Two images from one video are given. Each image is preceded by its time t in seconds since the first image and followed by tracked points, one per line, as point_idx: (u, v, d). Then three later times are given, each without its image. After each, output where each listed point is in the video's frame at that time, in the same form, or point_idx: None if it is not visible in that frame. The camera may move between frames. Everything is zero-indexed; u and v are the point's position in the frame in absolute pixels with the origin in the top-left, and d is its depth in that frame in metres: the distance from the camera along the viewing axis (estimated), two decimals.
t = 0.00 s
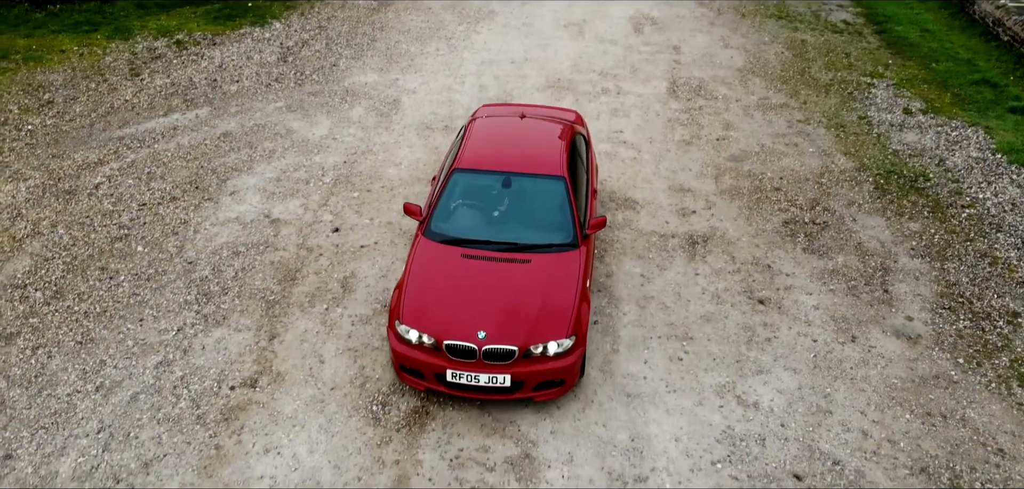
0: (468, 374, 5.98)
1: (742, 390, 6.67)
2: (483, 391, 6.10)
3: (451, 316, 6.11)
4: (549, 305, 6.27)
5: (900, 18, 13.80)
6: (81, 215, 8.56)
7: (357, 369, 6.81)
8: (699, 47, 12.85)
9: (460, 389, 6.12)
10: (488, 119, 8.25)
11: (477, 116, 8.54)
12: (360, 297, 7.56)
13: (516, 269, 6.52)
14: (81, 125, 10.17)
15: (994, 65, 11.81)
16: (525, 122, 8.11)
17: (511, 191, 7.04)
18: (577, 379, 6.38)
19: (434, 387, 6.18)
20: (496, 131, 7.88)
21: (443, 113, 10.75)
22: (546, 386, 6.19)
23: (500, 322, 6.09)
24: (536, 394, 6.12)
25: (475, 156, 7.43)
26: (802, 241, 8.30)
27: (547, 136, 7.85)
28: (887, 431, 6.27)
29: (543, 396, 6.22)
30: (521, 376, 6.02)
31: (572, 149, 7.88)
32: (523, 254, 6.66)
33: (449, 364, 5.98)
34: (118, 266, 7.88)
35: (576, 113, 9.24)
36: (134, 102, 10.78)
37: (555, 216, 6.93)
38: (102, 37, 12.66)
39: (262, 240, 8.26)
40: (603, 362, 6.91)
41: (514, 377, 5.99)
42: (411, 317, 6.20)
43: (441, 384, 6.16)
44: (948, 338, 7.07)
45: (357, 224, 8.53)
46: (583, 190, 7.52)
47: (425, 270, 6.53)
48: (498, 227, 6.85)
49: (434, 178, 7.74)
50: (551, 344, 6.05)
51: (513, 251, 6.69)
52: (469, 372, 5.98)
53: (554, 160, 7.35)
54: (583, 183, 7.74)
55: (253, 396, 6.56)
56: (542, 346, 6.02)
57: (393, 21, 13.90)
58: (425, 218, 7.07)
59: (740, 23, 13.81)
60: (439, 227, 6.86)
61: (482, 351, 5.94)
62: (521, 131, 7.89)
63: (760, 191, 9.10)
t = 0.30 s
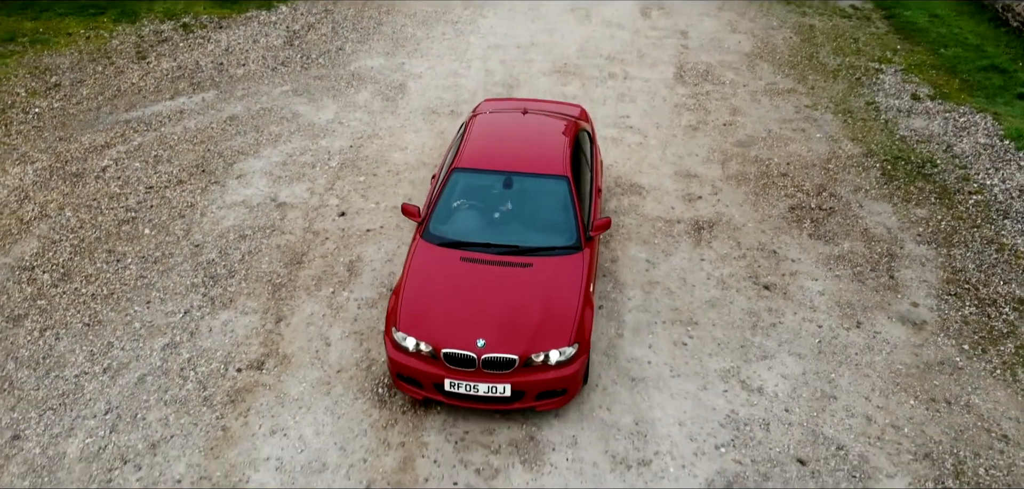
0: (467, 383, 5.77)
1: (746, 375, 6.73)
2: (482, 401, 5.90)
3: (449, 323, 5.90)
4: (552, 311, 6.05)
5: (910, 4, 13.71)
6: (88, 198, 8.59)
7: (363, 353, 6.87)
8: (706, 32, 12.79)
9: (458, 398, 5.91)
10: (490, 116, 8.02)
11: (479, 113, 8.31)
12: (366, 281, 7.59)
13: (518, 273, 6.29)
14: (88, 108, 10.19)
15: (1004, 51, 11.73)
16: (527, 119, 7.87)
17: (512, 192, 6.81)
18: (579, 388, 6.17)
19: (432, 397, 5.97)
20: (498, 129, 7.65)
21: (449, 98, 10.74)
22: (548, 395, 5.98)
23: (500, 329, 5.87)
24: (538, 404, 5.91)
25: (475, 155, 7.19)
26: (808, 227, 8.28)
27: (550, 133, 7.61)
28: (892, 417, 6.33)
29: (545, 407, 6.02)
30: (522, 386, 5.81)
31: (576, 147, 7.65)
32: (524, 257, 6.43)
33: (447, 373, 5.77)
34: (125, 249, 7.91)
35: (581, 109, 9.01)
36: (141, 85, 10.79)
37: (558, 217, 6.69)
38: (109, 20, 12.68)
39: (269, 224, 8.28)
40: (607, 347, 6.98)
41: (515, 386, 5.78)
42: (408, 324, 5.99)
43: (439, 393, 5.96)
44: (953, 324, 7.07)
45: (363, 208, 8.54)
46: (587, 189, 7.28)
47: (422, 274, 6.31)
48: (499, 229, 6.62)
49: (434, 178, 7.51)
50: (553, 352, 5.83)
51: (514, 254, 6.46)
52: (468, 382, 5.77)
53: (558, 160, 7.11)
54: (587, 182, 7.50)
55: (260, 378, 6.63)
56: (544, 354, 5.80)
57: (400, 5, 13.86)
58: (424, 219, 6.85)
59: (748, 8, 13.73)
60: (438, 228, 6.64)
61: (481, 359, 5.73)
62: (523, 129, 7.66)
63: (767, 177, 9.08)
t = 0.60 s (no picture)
0: (466, 398, 5.67)
1: (751, 361, 6.79)
2: (482, 415, 5.80)
3: (448, 335, 5.78)
4: (554, 322, 5.93)
5: None
6: (96, 181, 8.61)
7: (370, 337, 6.94)
8: (714, 17, 12.73)
9: (457, 412, 5.82)
10: (492, 113, 7.83)
11: (480, 110, 8.12)
12: (373, 265, 7.62)
13: (519, 282, 6.16)
14: (95, 92, 10.20)
15: (1013, 38, 11.66)
16: (530, 116, 7.68)
17: (514, 195, 6.65)
18: (582, 401, 6.07)
19: (430, 411, 5.87)
20: (500, 128, 7.46)
21: (456, 83, 10.72)
22: (550, 409, 5.88)
23: (500, 342, 5.75)
24: (540, 419, 5.81)
25: (476, 156, 7.02)
26: (815, 214, 8.27)
27: (554, 132, 7.43)
28: (896, 404, 6.39)
29: (546, 420, 5.92)
30: (522, 400, 5.71)
31: (581, 146, 7.47)
32: (526, 264, 6.29)
33: (446, 387, 5.67)
34: (132, 233, 7.94)
35: (586, 104, 8.84)
36: (148, 69, 10.80)
37: (561, 222, 6.53)
38: (116, 5, 12.69)
39: (276, 208, 8.30)
40: (613, 332, 7.04)
41: (515, 401, 5.68)
42: (406, 335, 5.88)
43: (437, 406, 5.86)
44: (959, 311, 7.08)
45: (370, 193, 8.54)
46: (591, 192, 7.11)
47: (421, 282, 6.19)
48: (499, 235, 6.47)
49: (434, 178, 7.36)
50: (555, 365, 5.72)
51: (515, 261, 6.32)
52: (468, 396, 5.67)
53: (561, 161, 6.93)
54: (592, 183, 7.33)
55: (267, 362, 6.71)
56: (546, 368, 5.69)
57: None
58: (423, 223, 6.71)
59: None
60: (438, 233, 6.50)
61: (480, 373, 5.62)
62: (526, 127, 7.47)
63: (774, 163, 9.06)
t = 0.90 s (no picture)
0: (466, 408, 5.49)
1: (757, 346, 6.81)
2: (483, 425, 5.62)
3: (447, 343, 5.61)
4: (557, 329, 5.73)
5: None
6: (104, 164, 8.64)
7: (376, 320, 7.00)
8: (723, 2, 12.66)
9: (457, 422, 5.65)
10: (496, 108, 7.65)
11: (484, 106, 7.94)
12: (380, 249, 7.64)
13: (521, 287, 5.97)
14: (103, 74, 10.22)
15: None
16: (535, 113, 7.48)
17: (517, 196, 6.46)
18: (586, 410, 5.88)
19: (430, 420, 5.71)
20: (503, 124, 7.27)
21: (463, 67, 10.70)
22: (553, 420, 5.69)
23: (502, 350, 5.57)
24: (542, 429, 5.63)
25: (479, 155, 6.83)
26: (823, 200, 8.25)
27: (559, 129, 7.22)
28: (902, 390, 6.42)
29: (549, 431, 5.74)
30: (524, 410, 5.53)
31: (587, 144, 7.27)
32: (529, 268, 6.10)
33: (445, 397, 5.50)
34: (141, 215, 7.97)
35: (592, 99, 8.67)
36: (156, 52, 10.80)
37: (566, 224, 6.32)
38: None
39: (284, 192, 8.32)
40: (619, 317, 7.07)
41: (517, 411, 5.50)
42: (405, 342, 5.71)
43: (436, 416, 5.69)
44: (966, 298, 7.08)
45: (377, 177, 8.56)
46: (598, 192, 6.90)
47: (420, 287, 6.01)
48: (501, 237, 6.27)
49: (435, 176, 7.18)
50: (558, 374, 5.53)
51: (518, 264, 6.13)
52: (467, 406, 5.49)
53: (566, 160, 6.72)
54: (598, 182, 7.12)
55: (274, 344, 6.79)
56: (549, 378, 5.50)
57: None
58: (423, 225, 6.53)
59: None
60: (439, 235, 6.32)
61: (480, 382, 5.44)
62: (530, 124, 7.27)
63: (782, 148, 9.04)
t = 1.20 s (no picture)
0: (467, 410, 5.35)
1: (764, 324, 6.83)
2: (484, 428, 5.49)
3: (449, 343, 5.45)
4: (562, 330, 5.59)
5: None
6: (113, 139, 8.66)
7: (384, 296, 7.05)
8: None
9: (458, 424, 5.51)
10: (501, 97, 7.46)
11: (488, 95, 7.73)
12: (388, 226, 7.67)
13: (525, 285, 5.81)
14: (112, 50, 10.22)
15: None
16: (540, 103, 7.29)
17: (522, 190, 6.28)
18: (591, 413, 5.75)
19: (429, 422, 5.57)
20: (508, 114, 7.08)
21: (472, 45, 10.66)
22: (557, 423, 5.56)
23: (504, 351, 5.41)
24: (545, 433, 5.50)
25: (483, 147, 6.63)
26: (832, 179, 8.23)
27: (565, 121, 7.02)
28: (908, 369, 6.44)
29: (552, 434, 5.61)
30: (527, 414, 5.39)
31: (594, 136, 7.08)
32: (533, 266, 5.93)
33: (446, 399, 5.35)
34: (150, 190, 8.01)
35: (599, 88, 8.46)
36: (165, 27, 10.79)
37: (572, 221, 6.15)
38: None
39: (292, 168, 8.33)
40: (626, 295, 7.09)
41: (520, 414, 5.37)
42: (405, 341, 5.54)
43: (436, 417, 5.55)
44: (974, 278, 7.07)
45: (385, 154, 8.57)
46: (604, 188, 6.73)
47: (421, 284, 5.85)
48: (505, 233, 6.10)
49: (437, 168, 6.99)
50: (563, 376, 5.38)
51: (522, 262, 5.96)
52: (469, 408, 5.35)
53: (573, 154, 6.54)
54: (604, 176, 6.95)
55: (283, 318, 6.87)
56: (554, 381, 5.36)
57: None
58: (425, 218, 6.35)
59: None
60: (441, 230, 6.14)
61: (482, 384, 5.29)
62: (536, 115, 7.07)
63: (791, 127, 9.00)
